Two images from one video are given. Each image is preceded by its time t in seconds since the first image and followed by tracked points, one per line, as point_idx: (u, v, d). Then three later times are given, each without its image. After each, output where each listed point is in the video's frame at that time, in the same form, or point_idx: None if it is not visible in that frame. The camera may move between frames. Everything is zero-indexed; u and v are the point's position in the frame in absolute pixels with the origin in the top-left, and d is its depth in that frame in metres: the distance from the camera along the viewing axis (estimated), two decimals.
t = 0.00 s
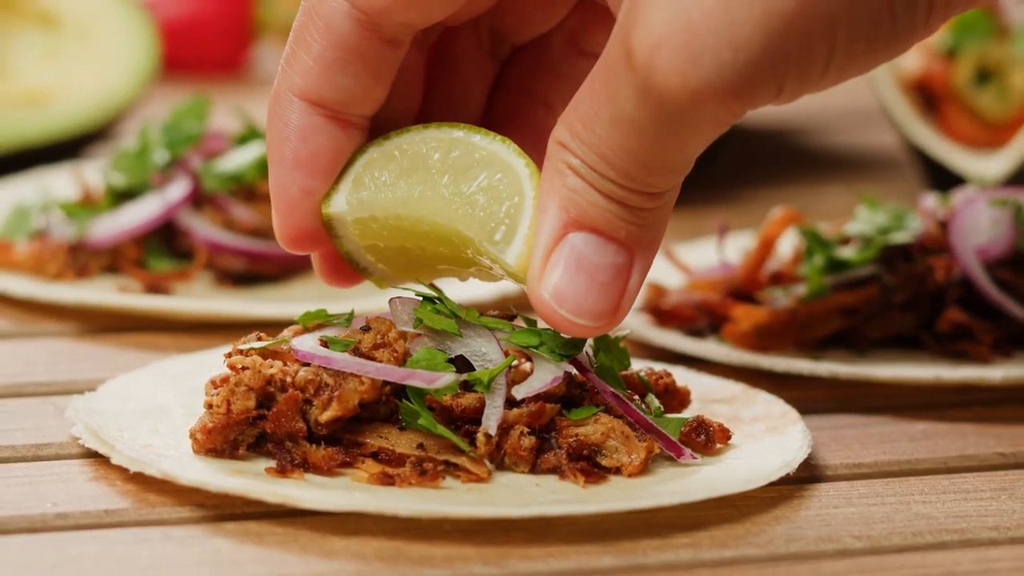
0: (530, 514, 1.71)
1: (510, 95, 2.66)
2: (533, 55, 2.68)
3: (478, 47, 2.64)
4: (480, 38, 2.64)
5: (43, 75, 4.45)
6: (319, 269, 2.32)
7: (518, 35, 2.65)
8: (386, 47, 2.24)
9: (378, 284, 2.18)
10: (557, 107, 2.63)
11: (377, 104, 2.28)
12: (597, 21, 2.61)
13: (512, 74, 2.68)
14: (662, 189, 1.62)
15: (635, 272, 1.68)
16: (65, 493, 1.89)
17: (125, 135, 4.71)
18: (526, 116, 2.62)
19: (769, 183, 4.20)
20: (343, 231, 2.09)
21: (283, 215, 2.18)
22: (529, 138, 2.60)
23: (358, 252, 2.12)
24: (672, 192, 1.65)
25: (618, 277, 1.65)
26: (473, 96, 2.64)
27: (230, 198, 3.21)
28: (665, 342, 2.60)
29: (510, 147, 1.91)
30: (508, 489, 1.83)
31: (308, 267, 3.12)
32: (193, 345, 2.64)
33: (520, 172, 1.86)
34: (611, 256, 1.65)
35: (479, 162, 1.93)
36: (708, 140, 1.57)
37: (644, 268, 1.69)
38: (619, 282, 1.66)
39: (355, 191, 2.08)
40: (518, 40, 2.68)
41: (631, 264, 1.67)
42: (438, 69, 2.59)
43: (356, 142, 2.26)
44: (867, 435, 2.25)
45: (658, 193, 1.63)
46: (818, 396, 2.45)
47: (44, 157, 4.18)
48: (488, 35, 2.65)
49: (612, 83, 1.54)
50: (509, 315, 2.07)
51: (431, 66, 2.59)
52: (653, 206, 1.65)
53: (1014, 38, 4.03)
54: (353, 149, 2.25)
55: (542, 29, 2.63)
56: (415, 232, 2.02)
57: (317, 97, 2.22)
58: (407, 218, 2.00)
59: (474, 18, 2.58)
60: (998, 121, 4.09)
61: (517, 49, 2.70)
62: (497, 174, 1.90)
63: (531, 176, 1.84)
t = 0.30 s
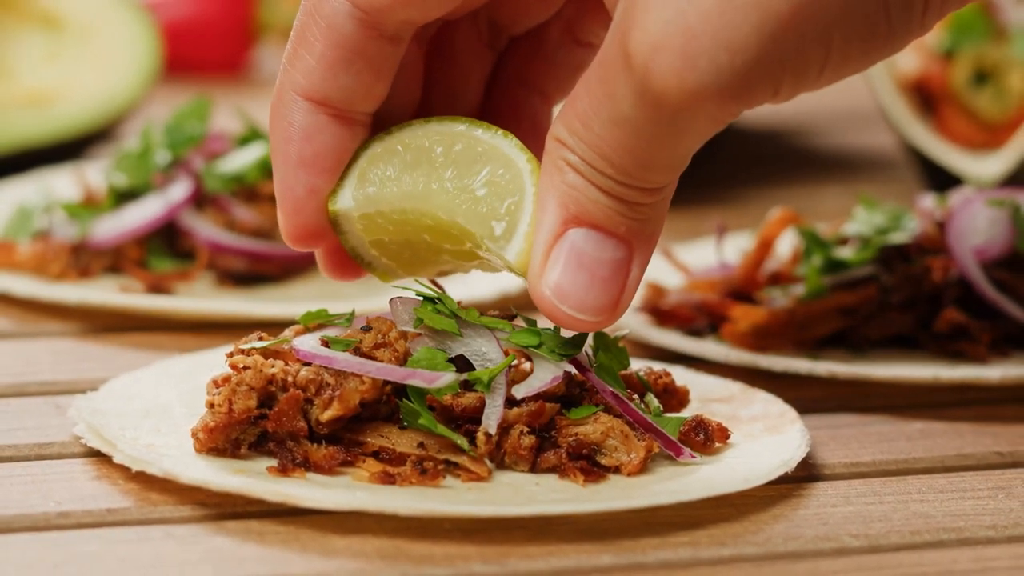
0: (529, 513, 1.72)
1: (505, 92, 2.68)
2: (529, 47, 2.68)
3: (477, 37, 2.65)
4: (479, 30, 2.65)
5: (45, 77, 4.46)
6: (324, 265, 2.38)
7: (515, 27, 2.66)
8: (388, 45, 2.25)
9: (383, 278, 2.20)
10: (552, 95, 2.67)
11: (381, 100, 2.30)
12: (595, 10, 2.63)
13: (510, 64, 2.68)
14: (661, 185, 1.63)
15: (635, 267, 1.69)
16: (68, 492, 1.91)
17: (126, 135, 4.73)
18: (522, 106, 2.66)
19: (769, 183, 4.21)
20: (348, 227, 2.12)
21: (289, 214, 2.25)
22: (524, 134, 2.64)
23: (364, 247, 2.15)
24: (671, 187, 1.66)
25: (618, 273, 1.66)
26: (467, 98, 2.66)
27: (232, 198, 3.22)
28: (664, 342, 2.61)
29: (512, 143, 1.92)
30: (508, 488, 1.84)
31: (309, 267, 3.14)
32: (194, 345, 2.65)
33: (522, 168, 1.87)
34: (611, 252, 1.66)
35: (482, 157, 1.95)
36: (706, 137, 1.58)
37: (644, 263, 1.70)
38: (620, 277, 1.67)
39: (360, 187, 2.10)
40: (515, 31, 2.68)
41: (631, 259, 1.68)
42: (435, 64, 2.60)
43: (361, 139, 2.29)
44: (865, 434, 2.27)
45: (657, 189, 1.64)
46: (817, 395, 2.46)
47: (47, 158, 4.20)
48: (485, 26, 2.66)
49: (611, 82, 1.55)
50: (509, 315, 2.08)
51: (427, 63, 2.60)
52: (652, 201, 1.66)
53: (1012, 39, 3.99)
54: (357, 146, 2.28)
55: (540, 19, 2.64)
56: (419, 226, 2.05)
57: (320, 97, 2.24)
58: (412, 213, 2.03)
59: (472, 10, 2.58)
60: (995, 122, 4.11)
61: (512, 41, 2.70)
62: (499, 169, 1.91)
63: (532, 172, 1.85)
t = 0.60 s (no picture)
0: (529, 512, 1.73)
1: (517, 81, 2.69)
2: (540, 39, 2.69)
3: (487, 29, 2.66)
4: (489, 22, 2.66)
5: (47, 78, 4.47)
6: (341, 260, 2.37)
7: (524, 18, 2.67)
8: (399, 38, 2.25)
9: (399, 271, 2.17)
10: (562, 88, 2.68)
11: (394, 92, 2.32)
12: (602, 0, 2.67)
13: (521, 58, 2.69)
14: (668, 172, 1.66)
15: (643, 253, 1.72)
16: (70, 491, 1.92)
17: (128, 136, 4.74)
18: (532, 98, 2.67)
19: (768, 184, 4.22)
20: (365, 218, 2.12)
21: (305, 208, 2.26)
22: (535, 126, 2.65)
23: (379, 239, 2.13)
24: (677, 175, 1.69)
25: (627, 259, 1.69)
26: (480, 93, 2.66)
27: (233, 198, 3.24)
28: (664, 342, 2.62)
29: (524, 131, 1.95)
30: (508, 487, 1.85)
31: (310, 267, 3.15)
32: (195, 344, 2.66)
33: (532, 157, 1.90)
34: (620, 239, 1.68)
35: (496, 147, 1.97)
36: (711, 126, 1.61)
37: (651, 250, 1.73)
38: (628, 264, 1.70)
39: (376, 178, 2.12)
40: (524, 22, 2.69)
41: (639, 246, 1.71)
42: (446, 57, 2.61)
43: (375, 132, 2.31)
44: (864, 433, 2.28)
45: (663, 177, 1.67)
46: (816, 395, 2.47)
47: (49, 160, 4.20)
48: (495, 17, 2.67)
49: (617, 73, 1.57)
50: (509, 315, 2.10)
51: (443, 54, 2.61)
52: (659, 188, 1.68)
53: (1009, 41, 4.03)
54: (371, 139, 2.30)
55: (549, 10, 2.65)
56: (433, 215, 2.06)
57: (333, 91, 2.25)
58: (427, 202, 2.05)
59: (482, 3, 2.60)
60: (993, 123, 4.12)
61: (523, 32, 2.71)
62: (511, 158, 1.94)
63: (541, 163, 1.88)
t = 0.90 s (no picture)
0: (529, 511, 1.74)
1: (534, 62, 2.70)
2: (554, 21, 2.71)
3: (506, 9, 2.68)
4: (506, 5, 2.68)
5: (49, 79, 4.48)
6: (357, 234, 2.49)
7: None
8: (418, 14, 2.31)
9: (416, 248, 2.27)
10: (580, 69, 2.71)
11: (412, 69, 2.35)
12: None
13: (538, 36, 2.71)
14: (677, 145, 1.74)
15: (653, 224, 1.79)
16: (73, 490, 1.93)
17: (130, 136, 4.76)
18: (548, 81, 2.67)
19: (768, 184, 4.24)
20: (384, 192, 2.20)
21: (326, 183, 2.32)
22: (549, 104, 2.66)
23: (398, 215, 2.22)
24: (686, 148, 1.77)
25: (638, 230, 1.76)
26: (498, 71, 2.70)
27: (235, 199, 3.25)
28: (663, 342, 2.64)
29: (539, 104, 1.98)
30: (508, 486, 1.87)
31: (312, 267, 3.16)
32: (197, 344, 2.68)
33: (548, 130, 1.93)
34: (631, 211, 1.76)
35: (513, 120, 2.01)
36: (720, 99, 1.70)
37: (661, 221, 1.80)
38: (640, 236, 1.77)
39: (395, 152, 2.19)
40: (541, 0, 2.71)
41: (649, 217, 1.78)
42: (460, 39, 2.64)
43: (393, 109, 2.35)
44: (862, 432, 2.29)
45: (673, 150, 1.75)
46: (815, 395, 2.48)
47: (51, 160, 4.21)
48: None
49: (630, 47, 1.66)
50: (510, 314, 2.11)
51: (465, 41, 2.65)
52: (670, 161, 1.76)
53: (1005, 43, 4.06)
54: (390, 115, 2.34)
55: None
56: (453, 187, 2.12)
57: (352, 68, 2.30)
58: (445, 175, 2.11)
59: None
60: (990, 124, 4.12)
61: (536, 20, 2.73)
62: (527, 130, 1.98)
63: (555, 134, 1.91)
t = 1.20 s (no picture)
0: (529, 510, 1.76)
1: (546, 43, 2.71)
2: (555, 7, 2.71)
3: None
4: None
5: (52, 81, 4.51)
6: (374, 212, 2.54)
7: None
8: None
9: (432, 228, 2.29)
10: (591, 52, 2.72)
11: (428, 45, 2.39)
12: None
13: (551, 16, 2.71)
14: (689, 118, 1.81)
15: (667, 196, 1.86)
16: (75, 488, 1.94)
17: (133, 137, 4.77)
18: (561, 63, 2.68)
19: (767, 184, 4.25)
20: (403, 169, 2.22)
21: (345, 160, 2.38)
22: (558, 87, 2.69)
23: (415, 193, 2.25)
24: (699, 121, 1.84)
25: (653, 202, 1.82)
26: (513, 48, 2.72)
27: (237, 199, 3.26)
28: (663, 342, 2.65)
29: (554, 78, 2.05)
30: (508, 484, 1.88)
31: (313, 267, 3.18)
32: (198, 343, 2.69)
33: (564, 104, 1.99)
34: (646, 182, 1.82)
35: (529, 94, 2.07)
36: (733, 74, 1.76)
37: (673, 194, 1.87)
38: (654, 207, 1.83)
39: (416, 127, 2.22)
40: None
41: (663, 189, 1.85)
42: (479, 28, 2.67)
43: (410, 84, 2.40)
44: (861, 431, 2.30)
45: (685, 123, 1.82)
46: (813, 394, 2.50)
47: (54, 161, 4.22)
48: None
49: (645, 22, 1.72)
50: (510, 314, 2.12)
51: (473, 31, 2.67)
52: (683, 133, 1.83)
53: (1003, 44, 4.04)
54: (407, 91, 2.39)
55: None
56: (471, 161, 2.16)
57: (370, 44, 2.34)
58: (465, 148, 2.15)
59: None
60: (988, 125, 4.14)
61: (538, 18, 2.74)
62: (544, 103, 2.04)
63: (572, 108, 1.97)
